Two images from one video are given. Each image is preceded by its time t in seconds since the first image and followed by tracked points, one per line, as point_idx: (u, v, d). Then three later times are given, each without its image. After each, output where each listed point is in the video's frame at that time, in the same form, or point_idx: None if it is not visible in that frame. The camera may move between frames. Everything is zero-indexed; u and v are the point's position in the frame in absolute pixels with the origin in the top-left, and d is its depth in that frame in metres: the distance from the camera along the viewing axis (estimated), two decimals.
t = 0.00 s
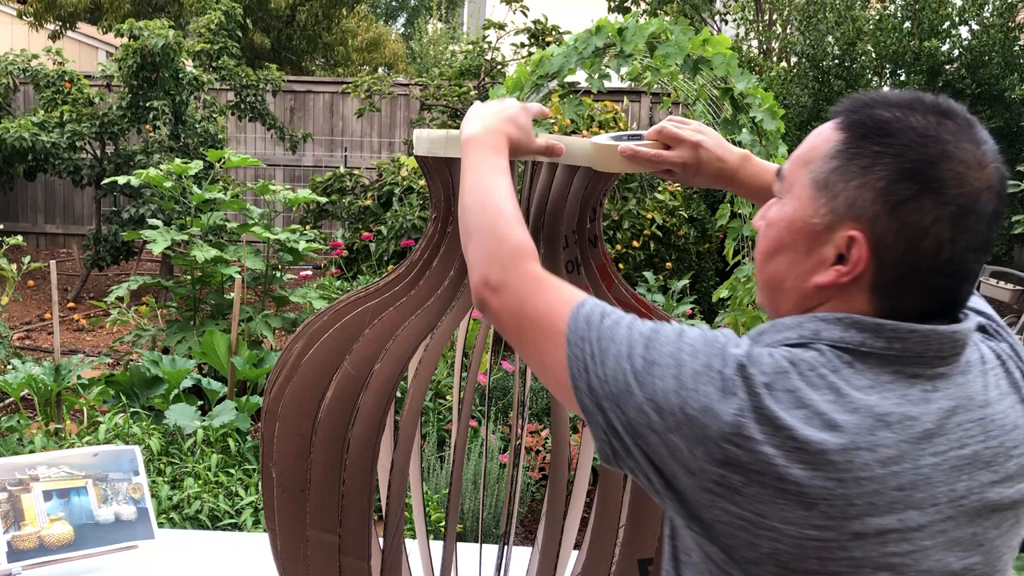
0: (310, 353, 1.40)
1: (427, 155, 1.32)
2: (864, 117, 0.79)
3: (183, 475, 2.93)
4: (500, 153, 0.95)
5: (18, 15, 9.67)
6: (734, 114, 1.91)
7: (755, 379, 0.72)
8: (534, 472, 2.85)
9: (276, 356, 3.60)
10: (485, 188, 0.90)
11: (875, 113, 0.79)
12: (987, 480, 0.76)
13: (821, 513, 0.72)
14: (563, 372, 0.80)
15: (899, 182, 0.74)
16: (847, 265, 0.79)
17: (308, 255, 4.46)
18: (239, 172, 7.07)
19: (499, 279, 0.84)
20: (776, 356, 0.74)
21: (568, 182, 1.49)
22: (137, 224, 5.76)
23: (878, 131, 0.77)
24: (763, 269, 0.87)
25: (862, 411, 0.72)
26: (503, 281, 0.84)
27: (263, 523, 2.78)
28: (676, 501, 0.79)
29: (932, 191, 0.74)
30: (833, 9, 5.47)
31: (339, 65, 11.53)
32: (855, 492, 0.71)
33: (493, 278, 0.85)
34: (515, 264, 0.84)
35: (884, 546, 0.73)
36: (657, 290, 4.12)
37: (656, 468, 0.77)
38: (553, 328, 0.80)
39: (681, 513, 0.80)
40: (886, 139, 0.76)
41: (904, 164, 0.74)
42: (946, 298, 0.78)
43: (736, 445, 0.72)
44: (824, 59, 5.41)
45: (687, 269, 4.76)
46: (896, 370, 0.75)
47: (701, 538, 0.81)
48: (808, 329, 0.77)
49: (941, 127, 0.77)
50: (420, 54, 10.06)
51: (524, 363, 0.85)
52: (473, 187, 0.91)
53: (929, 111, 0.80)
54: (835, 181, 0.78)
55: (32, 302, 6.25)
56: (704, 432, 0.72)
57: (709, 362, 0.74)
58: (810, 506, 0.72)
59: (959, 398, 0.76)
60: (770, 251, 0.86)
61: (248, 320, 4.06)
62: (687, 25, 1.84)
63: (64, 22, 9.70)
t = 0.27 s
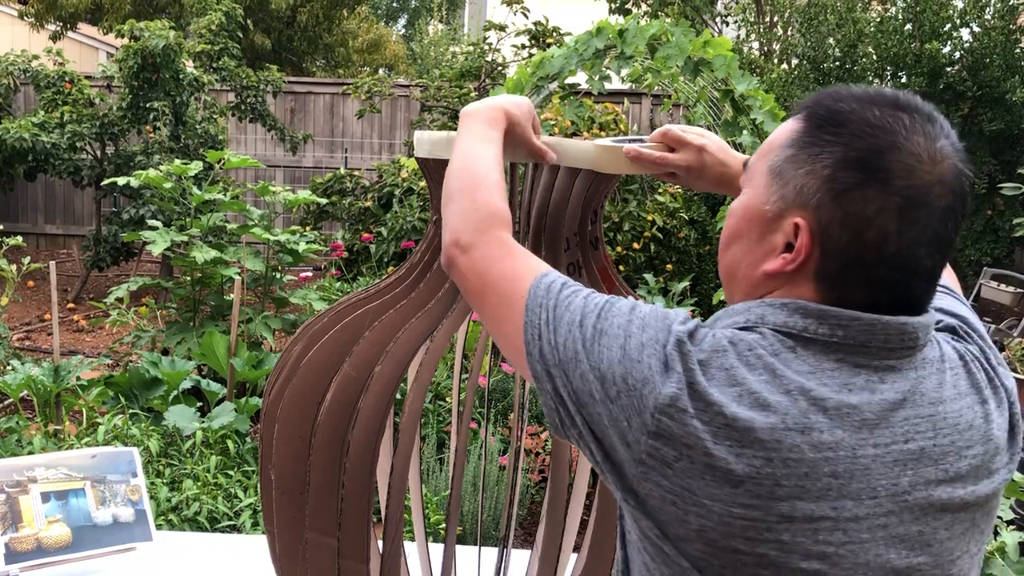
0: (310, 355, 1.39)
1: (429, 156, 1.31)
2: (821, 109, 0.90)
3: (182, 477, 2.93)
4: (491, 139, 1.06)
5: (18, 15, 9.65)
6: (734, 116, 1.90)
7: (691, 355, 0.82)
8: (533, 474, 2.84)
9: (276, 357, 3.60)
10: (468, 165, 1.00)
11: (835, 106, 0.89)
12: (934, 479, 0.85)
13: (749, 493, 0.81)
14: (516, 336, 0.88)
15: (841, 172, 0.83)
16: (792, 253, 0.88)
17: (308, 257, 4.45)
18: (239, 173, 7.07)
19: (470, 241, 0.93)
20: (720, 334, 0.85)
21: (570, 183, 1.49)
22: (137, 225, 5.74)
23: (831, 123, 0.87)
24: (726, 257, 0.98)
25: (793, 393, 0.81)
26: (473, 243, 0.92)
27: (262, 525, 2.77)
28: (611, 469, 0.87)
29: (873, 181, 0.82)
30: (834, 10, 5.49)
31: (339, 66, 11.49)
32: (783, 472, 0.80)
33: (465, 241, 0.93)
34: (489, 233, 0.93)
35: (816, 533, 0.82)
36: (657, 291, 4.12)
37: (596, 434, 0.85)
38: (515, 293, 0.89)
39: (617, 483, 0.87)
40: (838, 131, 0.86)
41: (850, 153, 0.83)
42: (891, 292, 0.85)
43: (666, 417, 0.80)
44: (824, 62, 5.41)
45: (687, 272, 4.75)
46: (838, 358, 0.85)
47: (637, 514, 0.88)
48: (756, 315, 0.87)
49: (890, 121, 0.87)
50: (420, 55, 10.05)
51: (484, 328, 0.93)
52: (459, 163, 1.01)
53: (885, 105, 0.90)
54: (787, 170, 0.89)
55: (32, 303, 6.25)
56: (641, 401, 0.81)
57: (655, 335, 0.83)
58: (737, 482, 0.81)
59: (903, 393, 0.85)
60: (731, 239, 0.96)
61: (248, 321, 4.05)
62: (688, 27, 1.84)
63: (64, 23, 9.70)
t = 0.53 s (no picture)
0: (311, 358, 1.39)
1: (431, 157, 1.31)
2: (828, 110, 0.91)
3: (183, 478, 2.93)
4: (491, 143, 1.08)
5: (21, 16, 9.67)
6: (735, 117, 1.90)
7: (709, 353, 0.84)
8: (534, 475, 2.84)
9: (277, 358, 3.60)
10: (472, 172, 1.02)
11: (843, 107, 0.90)
12: (948, 470, 0.87)
13: (770, 488, 0.83)
14: (533, 337, 0.90)
15: (847, 171, 0.85)
16: (799, 252, 0.89)
17: (310, 257, 4.45)
18: (240, 174, 7.07)
19: (478, 248, 0.95)
20: (735, 333, 0.87)
21: (574, 184, 1.49)
22: (138, 226, 5.75)
23: (837, 123, 0.88)
24: (736, 255, 1.00)
25: (811, 387, 0.83)
26: (483, 249, 0.95)
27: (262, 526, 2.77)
28: (631, 467, 0.89)
29: (878, 179, 0.83)
30: (836, 11, 5.45)
31: (341, 68, 11.48)
32: (803, 467, 0.82)
33: (472, 248, 0.95)
34: (496, 238, 0.95)
35: (835, 526, 0.84)
36: (658, 293, 4.11)
37: (617, 434, 0.87)
38: (527, 296, 0.91)
39: (637, 481, 0.90)
40: (845, 131, 0.87)
41: (857, 154, 0.84)
42: (900, 290, 0.86)
43: (688, 416, 0.82)
44: (826, 63, 5.41)
45: (689, 273, 4.73)
46: (851, 352, 0.86)
47: (659, 510, 0.90)
48: (770, 313, 0.89)
49: (896, 123, 0.87)
50: (422, 56, 10.06)
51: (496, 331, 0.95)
52: (460, 168, 1.03)
53: (891, 106, 0.90)
54: (794, 169, 0.90)
55: (34, 303, 6.26)
56: (661, 401, 0.83)
57: (673, 334, 0.86)
58: (758, 479, 0.82)
59: (915, 386, 0.86)
60: (739, 239, 0.98)
61: (250, 322, 4.05)
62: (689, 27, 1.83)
63: (66, 23, 9.73)
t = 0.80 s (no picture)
0: (314, 363, 1.39)
1: (433, 160, 1.31)
2: (830, 113, 0.91)
3: (184, 480, 2.93)
4: (488, 151, 1.08)
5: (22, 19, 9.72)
6: (735, 118, 1.90)
7: (715, 352, 0.85)
8: (535, 477, 2.84)
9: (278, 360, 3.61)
10: (468, 180, 1.02)
11: (845, 110, 0.90)
12: (950, 471, 0.87)
13: (775, 488, 0.83)
14: (536, 338, 0.91)
15: (849, 172, 0.85)
16: (801, 252, 0.90)
17: (311, 259, 4.45)
18: (241, 176, 7.08)
19: (474, 255, 0.95)
20: (740, 331, 0.87)
21: (577, 187, 1.49)
22: (140, 228, 5.77)
23: (839, 125, 0.89)
24: (737, 255, 1.00)
25: (815, 386, 0.83)
26: (479, 256, 0.95)
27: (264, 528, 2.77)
28: (635, 467, 0.89)
29: (879, 181, 0.84)
30: (836, 12, 5.45)
31: (342, 69, 11.49)
32: (807, 467, 0.82)
33: (469, 257, 0.96)
34: (494, 244, 0.96)
35: (839, 526, 0.84)
36: (659, 294, 4.12)
37: (625, 432, 0.88)
38: (528, 298, 0.92)
39: (642, 481, 0.90)
40: (848, 133, 0.87)
41: (859, 155, 0.84)
42: (900, 290, 0.86)
43: (695, 414, 0.82)
44: (827, 64, 5.41)
45: (690, 274, 4.73)
46: (854, 352, 0.86)
47: (665, 510, 0.90)
48: (773, 313, 0.89)
49: (898, 125, 0.88)
50: (423, 58, 10.07)
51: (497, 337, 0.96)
52: (456, 177, 1.03)
53: (891, 108, 0.91)
54: (795, 169, 0.90)
55: (36, 305, 6.28)
56: (669, 398, 0.83)
57: (681, 331, 0.86)
58: (763, 478, 0.83)
59: (916, 387, 0.86)
60: (740, 239, 0.98)
61: (251, 323, 4.05)
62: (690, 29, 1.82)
63: (68, 26, 9.77)
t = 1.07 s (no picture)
0: (320, 366, 1.38)
1: (441, 163, 1.32)
2: (835, 114, 0.91)
3: (185, 483, 2.93)
4: (487, 159, 1.08)
5: (23, 23, 9.75)
6: (735, 121, 1.90)
7: (713, 352, 0.85)
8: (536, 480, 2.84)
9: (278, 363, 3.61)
10: (465, 188, 1.02)
11: (851, 111, 0.91)
12: (942, 476, 0.88)
13: (767, 489, 0.83)
14: (531, 341, 0.91)
15: (850, 174, 0.85)
16: (800, 252, 0.90)
17: (312, 262, 4.45)
18: (241, 179, 7.09)
19: (468, 263, 0.95)
20: (737, 332, 0.88)
21: (587, 191, 1.50)
22: (140, 232, 5.77)
23: (842, 126, 0.89)
24: (737, 254, 1.00)
25: (810, 388, 0.83)
26: (473, 264, 0.95)
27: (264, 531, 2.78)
28: (629, 467, 0.90)
29: (880, 183, 0.84)
30: (836, 15, 5.49)
31: (343, 73, 11.50)
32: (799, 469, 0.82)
33: (463, 264, 0.96)
34: (489, 251, 0.96)
35: (830, 528, 0.84)
36: (659, 297, 4.12)
37: (620, 433, 0.88)
38: (522, 303, 0.92)
39: (638, 481, 0.90)
40: (851, 135, 0.88)
41: (860, 156, 0.85)
42: (896, 294, 0.87)
43: (691, 414, 0.83)
44: (826, 67, 5.45)
45: (691, 277, 4.70)
46: (849, 355, 0.87)
47: (658, 510, 0.90)
48: (770, 314, 0.90)
49: (903, 130, 0.88)
50: (423, 61, 10.09)
51: (491, 342, 0.96)
52: (453, 186, 1.03)
53: (898, 112, 0.91)
54: (797, 169, 0.90)
55: (37, 309, 6.28)
56: (665, 398, 0.84)
57: (676, 332, 0.87)
58: (755, 479, 0.83)
59: (911, 391, 0.87)
60: (740, 237, 0.98)
61: (251, 327, 4.05)
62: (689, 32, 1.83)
63: (68, 30, 9.81)
